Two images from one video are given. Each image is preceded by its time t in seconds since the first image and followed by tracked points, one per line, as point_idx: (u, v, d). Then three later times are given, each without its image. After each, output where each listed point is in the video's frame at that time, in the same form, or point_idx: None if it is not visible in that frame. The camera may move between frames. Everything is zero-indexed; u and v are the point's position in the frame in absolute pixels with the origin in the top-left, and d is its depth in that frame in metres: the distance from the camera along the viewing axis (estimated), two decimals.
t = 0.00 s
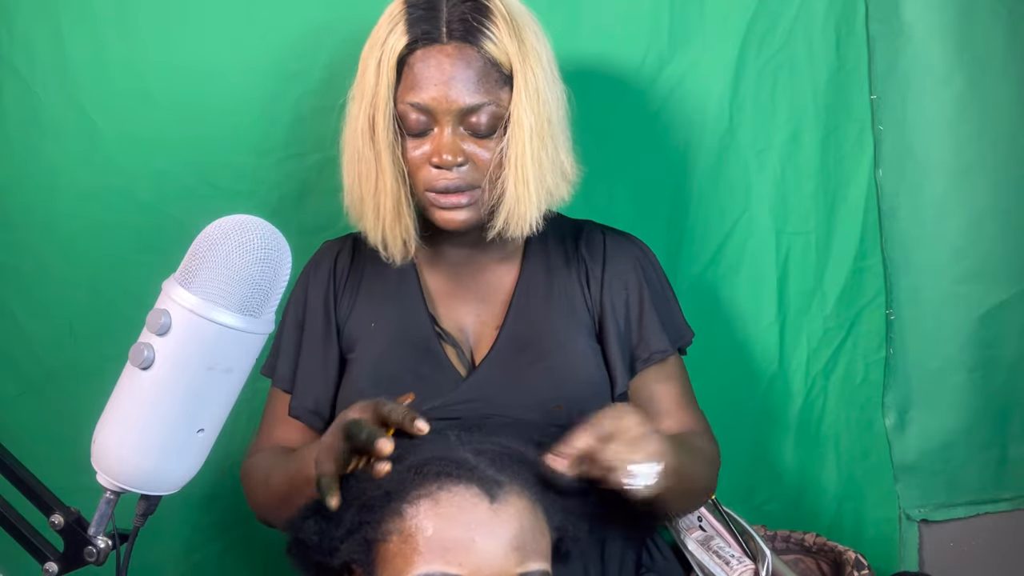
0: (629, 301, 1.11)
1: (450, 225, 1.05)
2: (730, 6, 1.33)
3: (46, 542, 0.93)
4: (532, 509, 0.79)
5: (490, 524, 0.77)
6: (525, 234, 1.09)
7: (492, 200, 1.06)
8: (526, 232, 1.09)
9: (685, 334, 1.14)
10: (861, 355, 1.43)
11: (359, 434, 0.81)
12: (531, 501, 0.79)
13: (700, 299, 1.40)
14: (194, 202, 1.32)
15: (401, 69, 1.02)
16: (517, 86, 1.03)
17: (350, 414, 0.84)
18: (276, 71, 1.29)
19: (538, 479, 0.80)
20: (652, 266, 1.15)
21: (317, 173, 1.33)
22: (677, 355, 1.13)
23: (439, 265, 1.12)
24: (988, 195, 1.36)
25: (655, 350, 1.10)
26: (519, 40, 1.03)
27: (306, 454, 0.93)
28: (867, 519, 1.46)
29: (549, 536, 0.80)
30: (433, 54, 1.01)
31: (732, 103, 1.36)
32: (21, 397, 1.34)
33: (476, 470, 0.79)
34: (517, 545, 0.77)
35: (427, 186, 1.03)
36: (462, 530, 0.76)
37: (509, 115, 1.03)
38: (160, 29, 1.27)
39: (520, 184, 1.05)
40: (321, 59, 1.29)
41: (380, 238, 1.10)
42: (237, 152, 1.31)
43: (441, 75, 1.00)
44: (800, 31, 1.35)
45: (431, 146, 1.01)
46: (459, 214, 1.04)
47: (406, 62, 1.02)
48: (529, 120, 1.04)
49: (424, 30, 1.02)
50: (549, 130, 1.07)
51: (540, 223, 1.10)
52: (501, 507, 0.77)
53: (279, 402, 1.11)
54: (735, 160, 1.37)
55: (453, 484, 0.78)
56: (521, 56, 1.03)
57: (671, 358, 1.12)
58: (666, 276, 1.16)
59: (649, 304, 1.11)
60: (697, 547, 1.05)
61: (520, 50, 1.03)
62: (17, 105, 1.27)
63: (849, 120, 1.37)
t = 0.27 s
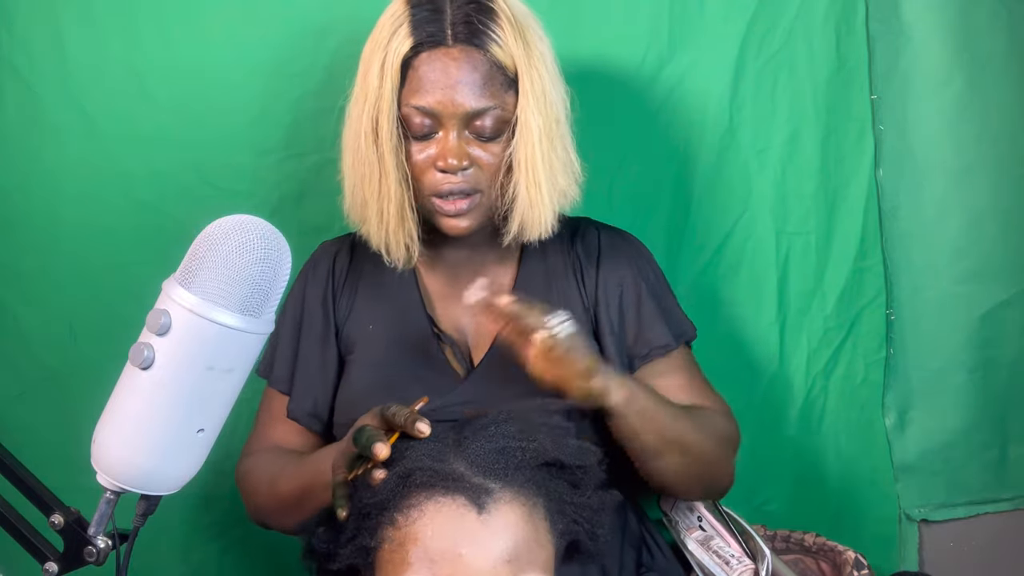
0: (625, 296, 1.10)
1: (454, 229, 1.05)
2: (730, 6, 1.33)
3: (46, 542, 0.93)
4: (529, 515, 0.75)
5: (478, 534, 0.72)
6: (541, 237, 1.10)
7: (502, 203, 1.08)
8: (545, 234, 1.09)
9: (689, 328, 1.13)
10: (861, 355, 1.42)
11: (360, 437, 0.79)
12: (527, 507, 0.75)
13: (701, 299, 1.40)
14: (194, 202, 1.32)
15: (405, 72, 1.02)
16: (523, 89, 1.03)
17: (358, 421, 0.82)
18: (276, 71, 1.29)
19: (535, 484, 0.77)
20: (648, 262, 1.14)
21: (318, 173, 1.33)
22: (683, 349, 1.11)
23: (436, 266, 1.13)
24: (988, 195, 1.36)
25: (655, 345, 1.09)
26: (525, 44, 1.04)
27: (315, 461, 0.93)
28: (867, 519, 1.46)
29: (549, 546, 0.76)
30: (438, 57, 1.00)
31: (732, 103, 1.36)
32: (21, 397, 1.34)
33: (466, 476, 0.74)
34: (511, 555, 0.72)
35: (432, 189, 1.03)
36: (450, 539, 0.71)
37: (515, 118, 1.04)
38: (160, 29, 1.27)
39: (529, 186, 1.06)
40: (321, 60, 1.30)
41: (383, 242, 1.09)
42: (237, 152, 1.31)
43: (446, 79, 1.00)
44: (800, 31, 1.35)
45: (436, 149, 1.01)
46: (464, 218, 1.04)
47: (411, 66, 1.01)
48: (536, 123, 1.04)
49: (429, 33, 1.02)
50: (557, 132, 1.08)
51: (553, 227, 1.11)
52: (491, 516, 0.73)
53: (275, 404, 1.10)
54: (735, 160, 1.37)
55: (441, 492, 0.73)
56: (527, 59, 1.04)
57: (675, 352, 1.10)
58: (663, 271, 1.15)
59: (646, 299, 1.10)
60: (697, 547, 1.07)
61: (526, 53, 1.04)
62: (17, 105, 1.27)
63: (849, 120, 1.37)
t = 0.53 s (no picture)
0: (628, 296, 1.12)
1: (446, 224, 1.05)
2: (729, 6, 1.33)
3: (46, 543, 0.93)
4: (524, 513, 0.74)
5: (470, 532, 0.71)
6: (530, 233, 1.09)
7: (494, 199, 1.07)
8: (532, 231, 1.09)
9: (686, 326, 1.14)
10: (861, 355, 1.42)
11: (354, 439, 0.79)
12: (521, 505, 0.74)
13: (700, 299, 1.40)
14: (195, 202, 1.32)
15: (397, 70, 1.02)
16: (514, 85, 1.03)
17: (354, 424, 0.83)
18: (276, 71, 1.29)
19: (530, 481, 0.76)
20: (651, 260, 1.14)
21: (318, 173, 1.33)
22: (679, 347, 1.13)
23: (432, 266, 1.12)
24: (988, 195, 1.36)
25: (655, 344, 1.11)
26: (517, 40, 1.04)
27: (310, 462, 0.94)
28: (867, 519, 1.46)
29: (544, 544, 0.75)
30: (429, 55, 1.00)
31: (732, 103, 1.36)
32: (21, 397, 1.34)
33: (457, 475, 0.73)
34: (504, 555, 0.71)
35: (424, 187, 1.03)
36: (442, 539, 0.70)
37: (507, 115, 1.04)
38: (160, 29, 1.27)
39: (519, 182, 1.05)
40: (321, 59, 1.29)
41: (376, 240, 1.08)
42: (237, 152, 1.31)
43: (438, 76, 0.99)
44: (799, 31, 1.35)
45: (428, 147, 1.01)
46: (455, 214, 1.04)
47: (402, 63, 1.01)
48: (527, 118, 1.04)
49: (420, 30, 1.01)
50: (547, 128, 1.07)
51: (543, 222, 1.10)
52: (484, 514, 0.72)
53: (269, 405, 1.11)
54: (735, 161, 1.37)
55: (432, 491, 0.72)
56: (519, 56, 1.03)
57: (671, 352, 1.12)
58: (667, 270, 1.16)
59: (648, 299, 1.11)
60: (697, 548, 1.07)
61: (518, 50, 1.03)
62: (17, 105, 1.27)
63: (849, 120, 1.37)
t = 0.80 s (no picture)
0: (623, 299, 1.11)
1: (459, 225, 1.05)
2: (730, 6, 1.33)
3: (46, 542, 0.93)
4: (526, 512, 0.74)
5: (472, 533, 0.71)
6: (549, 238, 1.09)
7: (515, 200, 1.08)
8: (553, 235, 1.09)
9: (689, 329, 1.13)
10: (861, 355, 1.42)
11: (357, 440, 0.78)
12: (524, 505, 0.75)
13: (700, 299, 1.40)
14: (195, 202, 1.32)
15: (418, 67, 1.01)
16: (533, 88, 1.04)
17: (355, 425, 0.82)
18: (276, 71, 1.29)
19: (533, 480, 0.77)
20: (647, 264, 1.14)
21: (317, 173, 1.33)
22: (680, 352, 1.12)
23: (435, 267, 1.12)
24: (988, 195, 1.36)
25: (649, 348, 1.09)
26: (537, 45, 1.04)
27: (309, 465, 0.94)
28: (867, 519, 1.46)
29: (547, 543, 0.76)
30: (451, 54, 1.00)
31: (732, 103, 1.36)
32: (21, 397, 1.34)
33: (458, 475, 0.74)
34: (506, 554, 0.72)
35: (439, 186, 1.03)
36: (444, 538, 0.71)
37: (526, 118, 1.04)
38: (161, 29, 1.27)
39: (541, 185, 1.06)
40: (321, 59, 1.30)
41: (406, 238, 1.06)
42: (237, 152, 1.31)
43: (459, 75, 1.00)
44: (800, 31, 1.35)
45: (444, 147, 1.01)
46: (469, 215, 1.04)
47: (423, 61, 1.01)
48: (548, 123, 1.04)
49: (443, 28, 1.02)
50: (567, 133, 1.08)
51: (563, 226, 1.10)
52: (486, 515, 0.72)
53: (270, 405, 1.10)
54: (736, 161, 1.37)
55: (434, 491, 0.73)
56: (540, 60, 1.04)
57: (669, 357, 1.10)
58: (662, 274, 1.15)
59: (643, 303, 1.10)
60: (697, 547, 1.07)
61: (539, 54, 1.04)
62: (17, 104, 1.27)
63: (849, 120, 1.37)
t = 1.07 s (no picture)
0: (626, 297, 1.11)
1: (455, 223, 1.04)
2: (730, 6, 1.33)
3: (46, 543, 0.93)
4: (518, 518, 0.73)
5: (460, 540, 0.70)
6: (539, 235, 1.10)
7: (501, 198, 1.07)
8: (542, 232, 1.09)
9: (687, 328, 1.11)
10: (861, 355, 1.43)
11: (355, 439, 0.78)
12: (516, 510, 0.74)
13: (700, 299, 1.40)
14: (195, 202, 1.32)
15: (409, 66, 1.01)
16: (525, 85, 1.03)
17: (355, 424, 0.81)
18: (276, 71, 1.29)
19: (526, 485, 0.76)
20: (649, 263, 1.14)
21: (317, 173, 1.33)
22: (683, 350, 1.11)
23: (438, 267, 1.13)
24: (988, 195, 1.36)
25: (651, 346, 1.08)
26: (528, 41, 1.04)
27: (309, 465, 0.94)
28: (867, 519, 1.46)
29: (539, 550, 0.75)
30: (441, 52, 1.00)
31: (732, 103, 1.36)
32: (21, 397, 1.34)
33: (449, 480, 0.73)
34: (496, 560, 0.71)
35: (432, 185, 1.02)
36: (433, 544, 0.70)
37: (518, 115, 1.04)
38: (161, 29, 1.27)
39: (530, 182, 1.06)
40: (321, 59, 1.29)
41: (378, 238, 1.08)
42: (237, 152, 1.31)
43: (450, 74, 1.00)
44: (799, 31, 1.35)
45: (438, 145, 1.01)
46: (465, 213, 1.03)
47: (415, 60, 1.01)
48: (538, 118, 1.04)
49: (433, 27, 1.01)
50: (558, 128, 1.07)
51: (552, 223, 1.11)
52: (474, 521, 0.71)
53: (271, 406, 1.11)
54: (735, 161, 1.37)
55: (425, 496, 0.72)
56: (530, 56, 1.03)
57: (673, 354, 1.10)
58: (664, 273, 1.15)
59: (643, 300, 1.10)
60: (697, 547, 1.07)
61: (529, 50, 1.04)
62: (17, 105, 1.27)
63: (849, 120, 1.37)
